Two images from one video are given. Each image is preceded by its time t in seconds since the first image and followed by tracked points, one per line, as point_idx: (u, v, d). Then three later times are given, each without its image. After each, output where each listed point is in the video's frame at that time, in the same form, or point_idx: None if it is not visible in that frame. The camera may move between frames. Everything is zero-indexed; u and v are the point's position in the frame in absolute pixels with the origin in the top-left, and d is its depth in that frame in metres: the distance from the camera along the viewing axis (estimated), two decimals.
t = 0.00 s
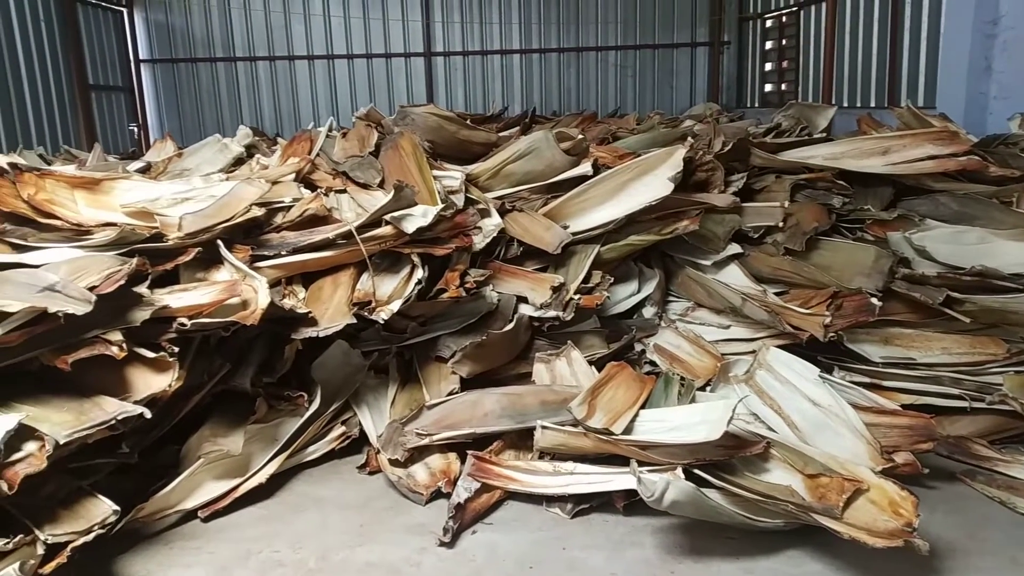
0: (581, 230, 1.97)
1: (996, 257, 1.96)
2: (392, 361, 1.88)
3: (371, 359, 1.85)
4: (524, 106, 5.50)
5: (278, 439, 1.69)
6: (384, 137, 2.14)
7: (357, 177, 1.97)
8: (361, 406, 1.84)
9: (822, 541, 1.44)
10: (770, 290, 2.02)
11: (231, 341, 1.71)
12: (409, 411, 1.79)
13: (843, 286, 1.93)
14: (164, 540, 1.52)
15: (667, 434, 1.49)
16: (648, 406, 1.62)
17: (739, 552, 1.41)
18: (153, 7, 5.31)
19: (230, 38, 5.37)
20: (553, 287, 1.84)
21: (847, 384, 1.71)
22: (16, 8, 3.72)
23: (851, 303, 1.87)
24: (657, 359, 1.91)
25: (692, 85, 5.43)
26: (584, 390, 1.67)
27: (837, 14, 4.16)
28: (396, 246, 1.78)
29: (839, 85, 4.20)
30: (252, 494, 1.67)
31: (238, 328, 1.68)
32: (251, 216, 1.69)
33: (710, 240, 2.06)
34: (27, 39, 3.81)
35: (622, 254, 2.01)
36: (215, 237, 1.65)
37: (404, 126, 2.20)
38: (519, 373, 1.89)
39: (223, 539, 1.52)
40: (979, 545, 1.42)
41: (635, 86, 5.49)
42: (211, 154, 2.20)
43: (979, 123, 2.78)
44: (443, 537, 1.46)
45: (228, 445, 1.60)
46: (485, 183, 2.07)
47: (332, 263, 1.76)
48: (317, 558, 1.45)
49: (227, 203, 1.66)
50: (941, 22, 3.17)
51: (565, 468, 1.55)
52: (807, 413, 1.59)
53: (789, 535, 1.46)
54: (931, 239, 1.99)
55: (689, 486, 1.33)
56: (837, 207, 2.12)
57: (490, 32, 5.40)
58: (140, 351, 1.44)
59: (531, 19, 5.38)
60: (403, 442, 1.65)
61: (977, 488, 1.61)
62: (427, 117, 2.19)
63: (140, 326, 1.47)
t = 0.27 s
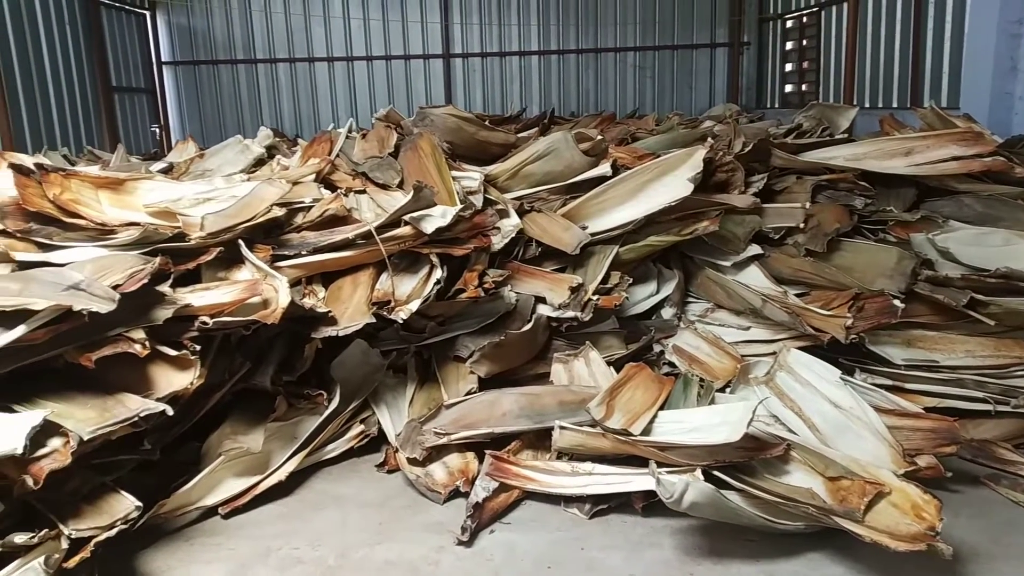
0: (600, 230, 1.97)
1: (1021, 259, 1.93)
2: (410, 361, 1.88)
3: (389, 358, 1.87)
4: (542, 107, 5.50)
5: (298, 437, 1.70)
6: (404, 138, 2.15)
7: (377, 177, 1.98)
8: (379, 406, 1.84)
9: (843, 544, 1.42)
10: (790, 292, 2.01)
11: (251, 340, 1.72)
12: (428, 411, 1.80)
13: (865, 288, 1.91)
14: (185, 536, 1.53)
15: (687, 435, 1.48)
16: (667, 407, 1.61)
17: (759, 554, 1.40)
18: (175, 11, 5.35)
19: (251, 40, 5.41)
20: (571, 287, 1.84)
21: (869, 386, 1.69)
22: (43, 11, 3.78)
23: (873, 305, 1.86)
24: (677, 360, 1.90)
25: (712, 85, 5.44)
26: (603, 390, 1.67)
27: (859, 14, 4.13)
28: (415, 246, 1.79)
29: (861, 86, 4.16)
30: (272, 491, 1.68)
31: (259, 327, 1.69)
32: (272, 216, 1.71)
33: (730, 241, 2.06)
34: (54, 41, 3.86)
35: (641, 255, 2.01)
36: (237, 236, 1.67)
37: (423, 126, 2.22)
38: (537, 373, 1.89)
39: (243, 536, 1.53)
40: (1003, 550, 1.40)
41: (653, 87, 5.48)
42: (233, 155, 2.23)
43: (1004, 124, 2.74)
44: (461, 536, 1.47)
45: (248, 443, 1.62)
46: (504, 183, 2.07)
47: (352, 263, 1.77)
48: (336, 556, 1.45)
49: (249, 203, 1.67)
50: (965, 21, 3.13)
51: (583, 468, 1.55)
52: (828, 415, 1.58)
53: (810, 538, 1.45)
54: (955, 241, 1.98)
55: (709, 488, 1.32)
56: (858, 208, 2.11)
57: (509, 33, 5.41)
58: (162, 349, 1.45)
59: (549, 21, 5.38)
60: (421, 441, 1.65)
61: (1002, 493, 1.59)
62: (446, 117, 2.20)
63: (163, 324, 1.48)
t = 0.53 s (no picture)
0: (617, 230, 1.97)
1: None
2: (428, 360, 1.89)
3: (407, 357, 1.87)
4: (558, 107, 5.50)
5: (316, 434, 1.71)
6: (421, 138, 2.16)
7: (394, 177, 1.99)
8: (397, 403, 1.86)
9: (863, 547, 1.41)
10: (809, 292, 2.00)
11: (271, 338, 1.73)
12: (445, 410, 1.81)
13: (884, 288, 1.90)
14: (205, 532, 1.55)
15: (704, 436, 1.48)
16: (685, 407, 1.61)
17: (778, 555, 1.40)
18: (195, 12, 5.38)
19: (269, 41, 5.45)
20: (588, 287, 1.84)
21: (888, 387, 1.68)
22: (65, 13, 3.82)
23: (893, 306, 1.84)
24: (694, 360, 1.89)
25: (728, 86, 5.37)
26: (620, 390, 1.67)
27: (879, 13, 4.09)
28: (432, 245, 1.79)
29: (880, 85, 4.13)
30: (290, 489, 1.70)
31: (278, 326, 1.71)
32: (291, 216, 1.72)
33: (748, 241, 2.05)
34: (76, 43, 3.91)
35: (658, 254, 2.01)
36: (256, 236, 1.69)
37: (441, 126, 2.22)
38: (554, 372, 1.89)
39: (262, 533, 1.54)
40: None
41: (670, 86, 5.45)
42: (252, 155, 2.24)
43: None
44: (478, 534, 1.47)
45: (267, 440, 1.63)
46: (521, 183, 2.07)
47: (370, 262, 1.78)
48: (354, 553, 1.46)
49: (269, 202, 1.69)
50: (987, 20, 3.10)
51: (600, 468, 1.54)
52: (848, 417, 1.57)
53: (829, 540, 1.44)
54: (977, 241, 1.96)
55: (727, 489, 1.32)
56: (878, 208, 2.09)
57: (525, 33, 5.41)
58: (184, 347, 1.46)
59: (566, 20, 5.37)
60: (438, 440, 1.66)
61: None
62: (463, 117, 2.21)
63: (184, 322, 1.49)
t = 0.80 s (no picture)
0: (634, 231, 1.96)
1: None
2: (444, 360, 1.90)
3: (424, 357, 1.88)
4: (575, 108, 5.50)
5: (335, 433, 1.72)
6: (439, 139, 2.17)
7: (411, 178, 1.99)
8: (414, 403, 1.86)
9: (883, 551, 1.40)
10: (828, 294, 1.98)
11: (289, 338, 1.75)
12: (461, 410, 1.81)
13: (905, 291, 1.90)
14: (224, 530, 1.56)
15: (722, 438, 1.47)
16: (702, 410, 1.60)
17: (797, 559, 1.39)
18: (214, 14, 5.41)
19: (287, 43, 5.48)
20: (605, 288, 1.84)
21: (908, 390, 1.67)
22: (87, 15, 3.86)
23: (913, 308, 1.82)
24: (712, 362, 1.88)
25: (747, 86, 5.38)
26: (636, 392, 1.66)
27: (899, 13, 4.06)
28: (449, 246, 1.80)
29: (900, 86, 4.09)
30: (308, 488, 1.71)
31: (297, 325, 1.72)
32: (310, 216, 1.73)
33: (766, 243, 2.04)
34: (97, 45, 3.95)
35: (675, 256, 2.00)
36: (275, 236, 1.70)
37: (458, 127, 2.23)
38: (571, 374, 1.89)
39: (281, 531, 1.55)
40: None
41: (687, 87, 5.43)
42: (271, 156, 2.26)
43: None
44: (495, 535, 1.47)
45: (286, 439, 1.64)
46: (537, 184, 2.06)
47: (386, 263, 1.78)
48: (372, 553, 1.47)
49: (287, 203, 1.69)
50: (1009, 20, 3.07)
51: (617, 470, 1.54)
52: (868, 420, 1.55)
53: (848, 544, 1.43)
54: (998, 242, 1.92)
55: (745, 492, 1.31)
56: (899, 210, 2.07)
57: (542, 34, 5.41)
58: (203, 346, 1.47)
59: (583, 21, 5.36)
60: (455, 440, 1.66)
61: None
62: (480, 119, 2.21)
63: (204, 321, 1.50)
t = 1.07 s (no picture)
0: (656, 231, 1.95)
1: None
2: (465, 359, 1.90)
3: (445, 355, 1.88)
4: (595, 107, 5.48)
5: (357, 430, 1.74)
6: (460, 138, 2.17)
7: (433, 177, 2.00)
8: (435, 402, 1.87)
9: (907, 556, 1.39)
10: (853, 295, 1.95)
11: (312, 336, 1.76)
12: (482, 409, 1.82)
13: (932, 292, 1.87)
14: (248, 526, 1.57)
15: (745, 440, 1.46)
16: (724, 411, 1.60)
17: (820, 562, 1.38)
18: (238, 13, 5.44)
19: (310, 42, 5.51)
20: (627, 288, 1.84)
21: (935, 392, 1.65)
22: (114, 15, 3.91)
23: (940, 310, 1.79)
24: (734, 363, 1.86)
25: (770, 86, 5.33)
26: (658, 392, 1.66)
27: (927, 10, 4.00)
28: (471, 245, 1.80)
29: (927, 84, 4.04)
30: (330, 485, 1.72)
31: (320, 323, 1.73)
32: (333, 215, 1.74)
33: (790, 243, 2.03)
34: (123, 45, 4.00)
35: (697, 256, 1.99)
36: (299, 234, 1.71)
37: (479, 126, 2.23)
38: (591, 373, 1.88)
39: (303, 528, 1.56)
40: None
41: (709, 85, 5.39)
42: (294, 154, 2.28)
43: None
44: (516, 534, 1.47)
45: (308, 436, 1.65)
46: (559, 183, 2.06)
47: (408, 261, 1.79)
48: (393, 550, 1.47)
49: (310, 201, 1.70)
50: None
51: (638, 471, 1.53)
52: (893, 423, 1.54)
53: (872, 548, 1.41)
54: None
55: (768, 494, 1.31)
56: (925, 210, 2.06)
57: (564, 33, 5.39)
58: (229, 343, 1.49)
59: (605, 19, 5.34)
60: (476, 439, 1.67)
61: None
62: (501, 117, 2.21)
63: (229, 318, 1.51)
